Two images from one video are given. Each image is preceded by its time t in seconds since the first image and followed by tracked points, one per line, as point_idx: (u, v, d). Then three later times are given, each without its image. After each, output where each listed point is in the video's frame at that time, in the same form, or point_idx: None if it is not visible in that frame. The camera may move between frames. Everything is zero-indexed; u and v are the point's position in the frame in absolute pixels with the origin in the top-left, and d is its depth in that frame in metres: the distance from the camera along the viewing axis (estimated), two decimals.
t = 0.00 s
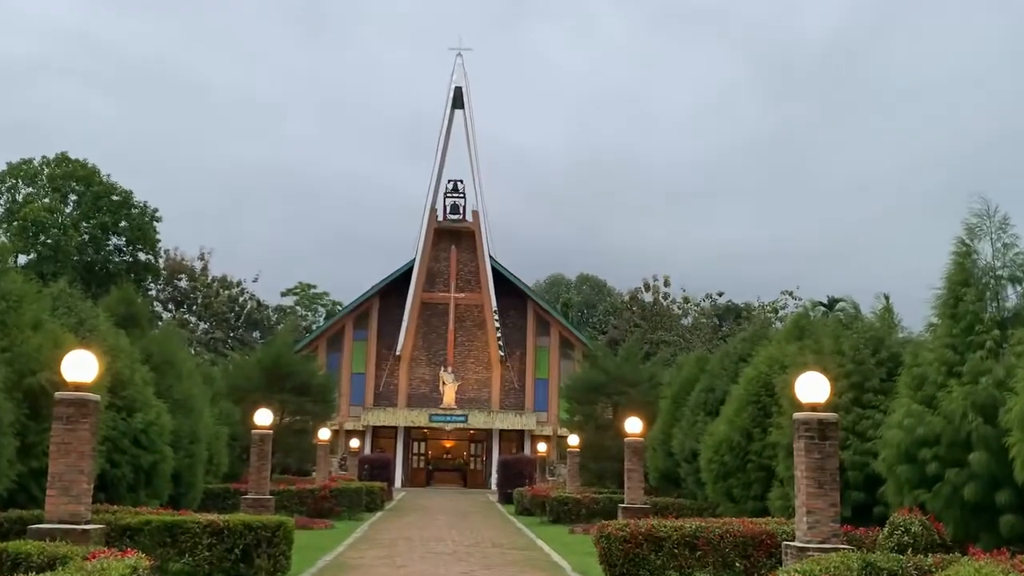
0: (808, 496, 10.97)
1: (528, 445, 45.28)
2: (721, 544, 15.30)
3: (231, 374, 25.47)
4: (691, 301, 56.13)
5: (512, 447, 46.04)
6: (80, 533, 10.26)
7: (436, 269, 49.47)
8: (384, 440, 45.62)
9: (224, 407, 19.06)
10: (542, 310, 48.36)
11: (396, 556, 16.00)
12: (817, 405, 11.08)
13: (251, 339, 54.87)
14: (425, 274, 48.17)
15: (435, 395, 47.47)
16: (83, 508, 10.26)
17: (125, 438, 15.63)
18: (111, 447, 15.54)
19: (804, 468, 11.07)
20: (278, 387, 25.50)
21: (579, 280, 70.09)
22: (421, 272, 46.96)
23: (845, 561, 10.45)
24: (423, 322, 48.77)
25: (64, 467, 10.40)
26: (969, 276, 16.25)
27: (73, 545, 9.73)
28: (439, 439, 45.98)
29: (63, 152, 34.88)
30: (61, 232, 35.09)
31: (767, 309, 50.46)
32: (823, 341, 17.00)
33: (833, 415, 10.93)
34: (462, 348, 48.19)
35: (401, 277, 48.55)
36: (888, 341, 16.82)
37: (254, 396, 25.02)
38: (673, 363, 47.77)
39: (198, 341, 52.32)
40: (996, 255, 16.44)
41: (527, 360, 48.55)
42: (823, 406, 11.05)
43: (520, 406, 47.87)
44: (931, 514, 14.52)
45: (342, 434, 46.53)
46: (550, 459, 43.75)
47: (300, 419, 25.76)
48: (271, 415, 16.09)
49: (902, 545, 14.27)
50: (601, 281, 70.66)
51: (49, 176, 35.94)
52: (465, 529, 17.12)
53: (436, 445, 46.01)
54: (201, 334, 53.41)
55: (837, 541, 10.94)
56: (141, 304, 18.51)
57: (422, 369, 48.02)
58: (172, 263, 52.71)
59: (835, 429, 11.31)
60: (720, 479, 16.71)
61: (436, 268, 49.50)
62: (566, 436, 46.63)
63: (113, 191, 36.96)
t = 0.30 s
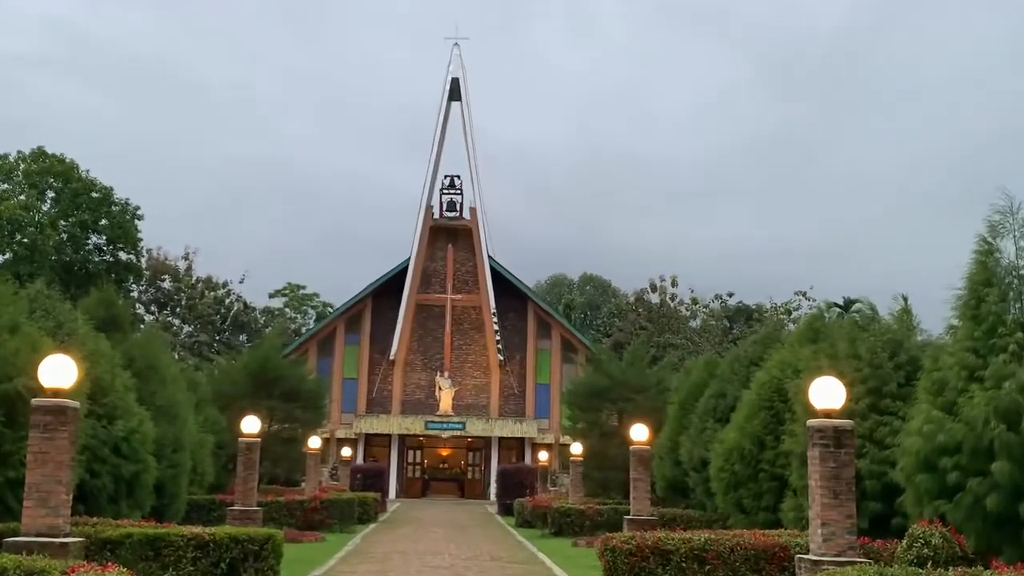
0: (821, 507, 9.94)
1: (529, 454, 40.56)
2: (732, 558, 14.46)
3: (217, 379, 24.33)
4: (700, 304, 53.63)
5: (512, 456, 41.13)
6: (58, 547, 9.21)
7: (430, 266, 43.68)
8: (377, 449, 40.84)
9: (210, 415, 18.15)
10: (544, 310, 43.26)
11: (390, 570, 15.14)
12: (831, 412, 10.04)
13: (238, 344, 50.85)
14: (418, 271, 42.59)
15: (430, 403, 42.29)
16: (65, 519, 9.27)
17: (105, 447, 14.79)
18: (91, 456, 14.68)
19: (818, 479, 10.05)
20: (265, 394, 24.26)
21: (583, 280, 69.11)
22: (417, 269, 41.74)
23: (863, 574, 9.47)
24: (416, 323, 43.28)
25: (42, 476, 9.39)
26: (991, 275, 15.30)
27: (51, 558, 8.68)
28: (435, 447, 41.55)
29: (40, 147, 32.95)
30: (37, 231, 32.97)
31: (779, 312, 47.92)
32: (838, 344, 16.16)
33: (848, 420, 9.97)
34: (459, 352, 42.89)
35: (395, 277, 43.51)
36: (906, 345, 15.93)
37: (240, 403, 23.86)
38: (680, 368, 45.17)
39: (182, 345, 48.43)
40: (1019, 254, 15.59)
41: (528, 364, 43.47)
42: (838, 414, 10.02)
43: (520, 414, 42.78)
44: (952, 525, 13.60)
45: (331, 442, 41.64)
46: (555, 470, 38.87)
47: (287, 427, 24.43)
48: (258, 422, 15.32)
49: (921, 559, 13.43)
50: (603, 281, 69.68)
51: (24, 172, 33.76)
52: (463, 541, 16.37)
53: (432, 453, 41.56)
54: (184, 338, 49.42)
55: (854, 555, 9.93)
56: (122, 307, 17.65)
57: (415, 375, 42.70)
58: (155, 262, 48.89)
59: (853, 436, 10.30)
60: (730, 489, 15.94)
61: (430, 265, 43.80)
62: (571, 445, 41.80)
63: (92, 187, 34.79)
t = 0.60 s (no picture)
0: (836, 521, 9.02)
1: (530, 466, 36.38)
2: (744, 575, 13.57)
3: (199, 386, 22.64)
4: (709, 305, 51.47)
5: (512, 467, 36.95)
6: (32, 564, 8.17)
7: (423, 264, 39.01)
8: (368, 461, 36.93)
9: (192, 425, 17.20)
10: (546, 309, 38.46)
11: None
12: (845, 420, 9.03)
13: (222, 349, 46.90)
14: (411, 269, 38.04)
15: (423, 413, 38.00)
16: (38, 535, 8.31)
17: (81, 458, 13.90)
18: (65, 468, 13.78)
19: (833, 490, 9.13)
20: (249, 402, 22.59)
21: (586, 281, 68.18)
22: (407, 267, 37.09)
23: None
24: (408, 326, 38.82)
25: (12, 490, 8.41)
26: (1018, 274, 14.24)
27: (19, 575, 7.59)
28: (430, 458, 37.25)
29: (12, 140, 31.46)
30: (10, 229, 31.36)
31: (791, 313, 45.93)
32: (856, 349, 15.25)
33: (864, 429, 8.99)
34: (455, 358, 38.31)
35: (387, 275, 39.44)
36: (927, 349, 15.04)
37: (223, 411, 22.23)
38: (689, 374, 43.08)
39: (161, 350, 44.47)
40: None
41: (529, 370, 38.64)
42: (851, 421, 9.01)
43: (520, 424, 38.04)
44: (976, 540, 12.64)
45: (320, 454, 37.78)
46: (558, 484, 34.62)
47: (274, 436, 22.77)
48: (243, 432, 14.49)
49: None
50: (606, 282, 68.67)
51: None
52: (460, 556, 15.57)
53: (426, 464, 37.29)
54: (165, 343, 45.50)
55: (870, 571, 8.88)
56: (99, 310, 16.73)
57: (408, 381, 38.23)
58: (133, 262, 45.65)
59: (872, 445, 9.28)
60: (741, 501, 15.10)
61: (424, 262, 39.20)
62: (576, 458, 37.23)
63: (67, 184, 33.17)
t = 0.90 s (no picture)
0: (854, 531, 8.41)
1: (530, 474, 35.29)
2: None
3: (183, 392, 21.96)
4: (719, 306, 50.55)
5: (511, 476, 35.98)
6: None
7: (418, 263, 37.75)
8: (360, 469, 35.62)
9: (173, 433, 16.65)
10: (547, 310, 37.31)
11: None
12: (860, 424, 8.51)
13: (207, 353, 43.68)
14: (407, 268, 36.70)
15: (419, 418, 36.72)
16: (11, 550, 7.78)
17: (58, 467, 13.12)
18: (41, 477, 13.02)
19: (850, 500, 8.52)
20: (236, 407, 21.85)
21: (588, 280, 67.41)
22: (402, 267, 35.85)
23: None
24: (403, 328, 37.56)
25: None
26: None
27: None
28: (425, 466, 36.28)
29: None
30: None
31: (805, 313, 45.01)
32: (872, 351, 14.48)
33: (882, 435, 8.47)
34: (452, 361, 37.17)
35: (380, 273, 37.26)
36: (947, 351, 14.27)
37: (208, 418, 21.56)
38: (699, 377, 42.11)
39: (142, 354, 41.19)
40: None
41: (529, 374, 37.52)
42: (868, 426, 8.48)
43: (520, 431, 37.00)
44: (1001, 551, 11.77)
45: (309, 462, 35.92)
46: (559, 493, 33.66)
47: (260, 444, 22.07)
48: (228, 440, 13.77)
49: None
50: (607, 279, 67.85)
51: None
52: (457, 568, 14.85)
53: (422, 473, 36.29)
54: (146, 346, 42.16)
55: None
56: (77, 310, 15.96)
57: (403, 386, 37.03)
58: (112, 259, 41.90)
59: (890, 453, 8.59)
60: (753, 511, 14.39)
61: (419, 262, 37.89)
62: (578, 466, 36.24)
63: (42, 178, 31.73)
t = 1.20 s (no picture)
0: (868, 542, 7.84)
1: (530, 482, 34.67)
2: None
3: (168, 396, 21.27)
4: (728, 307, 49.87)
5: (510, 484, 35.42)
6: None
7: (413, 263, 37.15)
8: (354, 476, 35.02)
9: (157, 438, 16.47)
10: (547, 310, 36.64)
11: None
12: (879, 429, 7.89)
13: (191, 355, 42.55)
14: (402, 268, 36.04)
15: (414, 424, 35.92)
16: None
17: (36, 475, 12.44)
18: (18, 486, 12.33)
19: (865, 509, 8.00)
20: (222, 411, 21.17)
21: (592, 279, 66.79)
22: (397, 266, 35.25)
23: None
24: (399, 330, 36.92)
25: None
26: None
27: None
28: (421, 473, 35.84)
29: None
30: None
31: (819, 313, 44.25)
32: (890, 353, 13.84)
33: (899, 442, 7.85)
34: (449, 364, 36.54)
35: (374, 272, 36.53)
36: (968, 352, 13.65)
37: (194, 423, 20.93)
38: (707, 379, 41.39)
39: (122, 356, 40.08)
40: None
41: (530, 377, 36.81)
42: (886, 431, 7.86)
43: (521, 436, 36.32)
44: None
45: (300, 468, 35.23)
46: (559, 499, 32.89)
47: (248, 450, 21.44)
48: (216, 446, 13.14)
49: None
50: (611, 278, 67.21)
51: None
52: None
53: (416, 480, 35.89)
54: (127, 347, 41.11)
55: None
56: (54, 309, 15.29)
57: (398, 390, 36.38)
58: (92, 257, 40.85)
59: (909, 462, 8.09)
60: (764, 521, 13.79)
61: (414, 262, 37.26)
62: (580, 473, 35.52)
63: (20, 173, 31.02)
